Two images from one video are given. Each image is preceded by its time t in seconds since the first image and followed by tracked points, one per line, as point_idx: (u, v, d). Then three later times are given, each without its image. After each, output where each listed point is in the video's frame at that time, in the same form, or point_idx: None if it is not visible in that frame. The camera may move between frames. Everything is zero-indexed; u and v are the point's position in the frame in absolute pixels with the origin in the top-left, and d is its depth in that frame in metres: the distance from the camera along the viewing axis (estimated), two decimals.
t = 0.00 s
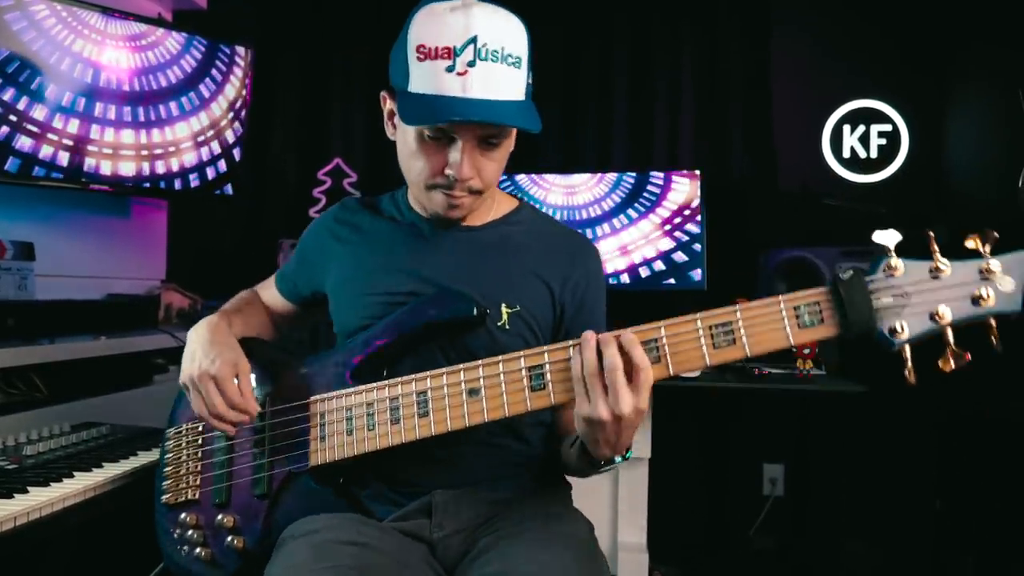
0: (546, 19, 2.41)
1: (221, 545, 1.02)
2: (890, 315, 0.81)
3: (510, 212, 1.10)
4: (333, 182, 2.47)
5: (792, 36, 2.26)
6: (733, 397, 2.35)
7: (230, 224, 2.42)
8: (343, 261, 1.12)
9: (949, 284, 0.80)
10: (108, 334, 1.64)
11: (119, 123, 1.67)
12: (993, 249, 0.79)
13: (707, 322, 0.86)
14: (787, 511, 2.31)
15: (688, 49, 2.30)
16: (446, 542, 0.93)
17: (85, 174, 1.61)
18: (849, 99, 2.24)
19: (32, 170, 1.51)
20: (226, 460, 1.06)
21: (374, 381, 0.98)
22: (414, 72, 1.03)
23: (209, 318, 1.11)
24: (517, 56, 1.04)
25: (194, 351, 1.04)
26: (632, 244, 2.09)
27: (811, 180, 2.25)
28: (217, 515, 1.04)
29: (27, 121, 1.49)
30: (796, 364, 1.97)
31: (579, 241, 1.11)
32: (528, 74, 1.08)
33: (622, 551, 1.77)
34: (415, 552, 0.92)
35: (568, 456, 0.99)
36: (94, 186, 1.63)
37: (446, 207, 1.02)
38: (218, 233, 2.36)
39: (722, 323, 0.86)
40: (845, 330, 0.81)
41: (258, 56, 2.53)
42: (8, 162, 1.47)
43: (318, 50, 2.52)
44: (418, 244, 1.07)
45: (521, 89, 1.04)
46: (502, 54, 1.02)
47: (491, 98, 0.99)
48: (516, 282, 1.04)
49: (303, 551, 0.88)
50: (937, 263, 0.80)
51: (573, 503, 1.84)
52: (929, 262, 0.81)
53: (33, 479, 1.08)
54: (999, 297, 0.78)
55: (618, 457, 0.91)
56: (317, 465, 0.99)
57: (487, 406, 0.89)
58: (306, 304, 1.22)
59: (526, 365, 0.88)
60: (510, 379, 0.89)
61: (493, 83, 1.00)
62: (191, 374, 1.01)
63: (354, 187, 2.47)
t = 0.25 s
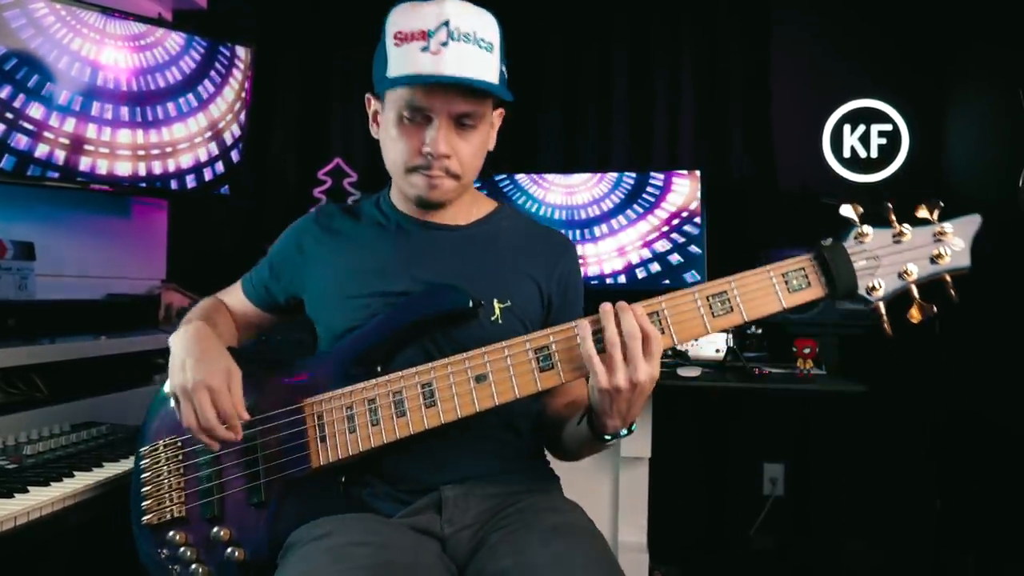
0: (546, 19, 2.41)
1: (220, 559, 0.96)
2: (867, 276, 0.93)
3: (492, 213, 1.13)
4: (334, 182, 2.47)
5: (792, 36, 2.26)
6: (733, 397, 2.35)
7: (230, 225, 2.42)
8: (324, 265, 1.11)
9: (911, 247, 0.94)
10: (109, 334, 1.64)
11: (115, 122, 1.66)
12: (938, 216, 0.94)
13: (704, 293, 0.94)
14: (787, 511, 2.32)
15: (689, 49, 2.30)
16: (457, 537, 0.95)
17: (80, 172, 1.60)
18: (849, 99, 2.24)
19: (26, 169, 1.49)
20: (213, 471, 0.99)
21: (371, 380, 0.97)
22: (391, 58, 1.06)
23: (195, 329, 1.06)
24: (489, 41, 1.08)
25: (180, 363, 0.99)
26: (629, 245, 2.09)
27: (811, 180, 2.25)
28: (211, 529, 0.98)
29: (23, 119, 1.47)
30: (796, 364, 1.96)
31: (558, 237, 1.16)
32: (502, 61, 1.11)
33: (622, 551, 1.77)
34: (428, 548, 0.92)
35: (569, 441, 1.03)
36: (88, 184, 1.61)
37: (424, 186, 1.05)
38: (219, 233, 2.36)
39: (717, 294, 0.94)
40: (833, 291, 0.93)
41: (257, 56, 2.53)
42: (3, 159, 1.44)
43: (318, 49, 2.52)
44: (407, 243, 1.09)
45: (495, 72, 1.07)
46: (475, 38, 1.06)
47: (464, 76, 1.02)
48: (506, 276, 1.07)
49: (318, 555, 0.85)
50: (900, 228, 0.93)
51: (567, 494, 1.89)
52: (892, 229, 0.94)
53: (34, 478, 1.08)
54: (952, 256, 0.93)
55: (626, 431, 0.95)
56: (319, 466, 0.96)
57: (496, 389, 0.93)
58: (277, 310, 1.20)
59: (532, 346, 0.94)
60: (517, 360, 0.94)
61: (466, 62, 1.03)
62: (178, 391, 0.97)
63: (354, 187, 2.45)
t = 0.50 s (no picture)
0: (546, 18, 2.41)
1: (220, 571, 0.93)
2: (859, 271, 0.95)
3: (482, 211, 1.16)
4: (334, 182, 2.46)
5: (792, 36, 2.26)
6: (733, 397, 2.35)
7: (230, 225, 2.42)
8: (316, 266, 1.10)
9: (898, 240, 0.96)
10: (109, 334, 1.64)
11: (112, 122, 1.66)
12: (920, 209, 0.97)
13: (705, 290, 0.95)
14: (788, 511, 2.32)
15: (689, 49, 2.30)
16: (465, 538, 0.96)
17: (74, 171, 1.59)
18: (849, 99, 2.24)
19: (21, 167, 1.48)
20: (207, 481, 0.95)
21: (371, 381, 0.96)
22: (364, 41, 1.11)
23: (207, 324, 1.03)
24: (456, 19, 1.09)
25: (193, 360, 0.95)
26: (628, 246, 2.09)
27: (811, 180, 2.25)
28: (208, 541, 0.94)
29: (19, 116, 1.45)
30: (796, 364, 1.96)
31: (548, 233, 1.19)
32: (472, 40, 1.11)
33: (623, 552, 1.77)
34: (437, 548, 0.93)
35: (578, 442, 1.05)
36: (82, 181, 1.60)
37: (393, 163, 1.06)
38: (219, 233, 2.36)
39: (719, 290, 0.94)
40: (830, 284, 0.94)
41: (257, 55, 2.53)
42: None
43: (317, 49, 2.52)
44: (402, 240, 1.09)
45: (462, 49, 1.08)
46: (439, 15, 1.07)
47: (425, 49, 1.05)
48: (502, 272, 1.09)
49: (330, 562, 0.84)
50: (887, 223, 0.95)
51: (562, 489, 1.87)
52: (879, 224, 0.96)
53: (34, 478, 1.08)
54: (937, 248, 0.95)
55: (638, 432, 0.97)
56: (321, 471, 0.94)
57: (504, 389, 0.94)
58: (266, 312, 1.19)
59: (538, 345, 0.95)
60: (524, 359, 0.95)
61: (429, 37, 1.05)
62: (193, 386, 0.93)
63: (354, 187, 2.45)
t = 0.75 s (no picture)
0: (546, 18, 2.41)
1: (223, 569, 0.91)
2: (864, 290, 0.97)
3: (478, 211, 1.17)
4: (333, 182, 2.45)
5: (792, 36, 2.26)
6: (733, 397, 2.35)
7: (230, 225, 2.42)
8: (315, 267, 1.09)
9: (900, 263, 0.99)
10: (109, 334, 1.64)
11: (108, 122, 1.65)
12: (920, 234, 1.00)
13: (717, 303, 0.95)
14: (787, 511, 2.32)
15: (688, 49, 2.30)
16: (468, 537, 0.96)
17: (68, 170, 1.58)
18: (849, 99, 2.24)
19: (15, 165, 1.47)
20: (210, 478, 0.93)
21: (376, 383, 0.96)
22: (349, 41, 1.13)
23: (217, 321, 0.98)
24: (436, 15, 1.08)
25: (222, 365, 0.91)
26: (624, 248, 2.09)
27: (812, 180, 2.25)
28: (209, 539, 0.92)
29: (15, 113, 1.45)
30: (795, 364, 1.96)
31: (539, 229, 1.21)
32: (455, 36, 1.11)
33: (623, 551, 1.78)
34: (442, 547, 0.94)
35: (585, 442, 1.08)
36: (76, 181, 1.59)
37: (373, 157, 1.06)
38: (219, 233, 2.36)
39: (729, 303, 0.95)
40: (838, 303, 0.96)
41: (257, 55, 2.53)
42: None
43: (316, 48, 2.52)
44: (405, 242, 1.10)
45: (442, 44, 1.08)
46: (418, 11, 1.07)
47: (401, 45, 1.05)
48: (503, 272, 1.11)
49: (335, 560, 0.85)
50: (889, 247, 0.98)
51: (561, 487, 1.87)
52: (881, 247, 0.99)
53: (34, 478, 1.08)
54: (936, 273, 0.99)
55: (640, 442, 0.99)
56: (326, 471, 0.93)
57: (514, 394, 0.94)
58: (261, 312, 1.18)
59: (549, 352, 0.96)
60: (534, 364, 0.96)
61: (406, 33, 1.05)
62: (227, 392, 0.90)
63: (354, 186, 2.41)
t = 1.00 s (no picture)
0: (546, 18, 2.41)
1: None
2: (855, 285, 1.01)
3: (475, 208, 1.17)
4: (333, 182, 2.45)
5: (792, 36, 2.26)
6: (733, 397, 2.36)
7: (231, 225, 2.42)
8: (313, 266, 1.09)
9: (887, 258, 1.03)
10: (110, 334, 1.64)
11: (106, 122, 1.64)
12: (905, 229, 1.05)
13: (714, 300, 0.97)
14: (788, 511, 2.32)
15: (688, 49, 2.30)
16: (472, 537, 0.96)
17: (66, 169, 1.57)
18: (849, 99, 2.24)
19: (11, 163, 1.46)
20: (208, 483, 0.91)
21: (377, 384, 0.95)
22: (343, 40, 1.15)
23: (208, 321, 0.97)
24: (423, 12, 1.08)
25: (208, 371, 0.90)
26: (623, 248, 2.10)
27: (812, 180, 2.25)
28: (209, 545, 0.90)
29: (11, 111, 1.44)
30: (796, 364, 1.96)
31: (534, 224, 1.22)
32: (443, 33, 1.10)
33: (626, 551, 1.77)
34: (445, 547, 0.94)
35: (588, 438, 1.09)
36: (72, 181, 1.58)
37: (359, 157, 1.07)
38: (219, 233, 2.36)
39: (727, 300, 0.97)
40: (830, 297, 1.00)
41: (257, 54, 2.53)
42: None
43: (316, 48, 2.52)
44: (403, 242, 1.10)
45: (428, 40, 1.07)
46: (405, 9, 1.07)
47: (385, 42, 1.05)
48: (501, 271, 1.11)
49: (337, 562, 0.84)
50: (878, 242, 1.03)
51: (562, 486, 1.87)
52: (870, 241, 1.03)
53: (34, 478, 1.08)
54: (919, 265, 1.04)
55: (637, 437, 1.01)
56: (328, 472, 0.93)
57: (517, 392, 0.95)
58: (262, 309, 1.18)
59: (550, 350, 0.97)
60: (536, 363, 0.96)
61: (390, 29, 1.05)
62: (214, 394, 0.88)
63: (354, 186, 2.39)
